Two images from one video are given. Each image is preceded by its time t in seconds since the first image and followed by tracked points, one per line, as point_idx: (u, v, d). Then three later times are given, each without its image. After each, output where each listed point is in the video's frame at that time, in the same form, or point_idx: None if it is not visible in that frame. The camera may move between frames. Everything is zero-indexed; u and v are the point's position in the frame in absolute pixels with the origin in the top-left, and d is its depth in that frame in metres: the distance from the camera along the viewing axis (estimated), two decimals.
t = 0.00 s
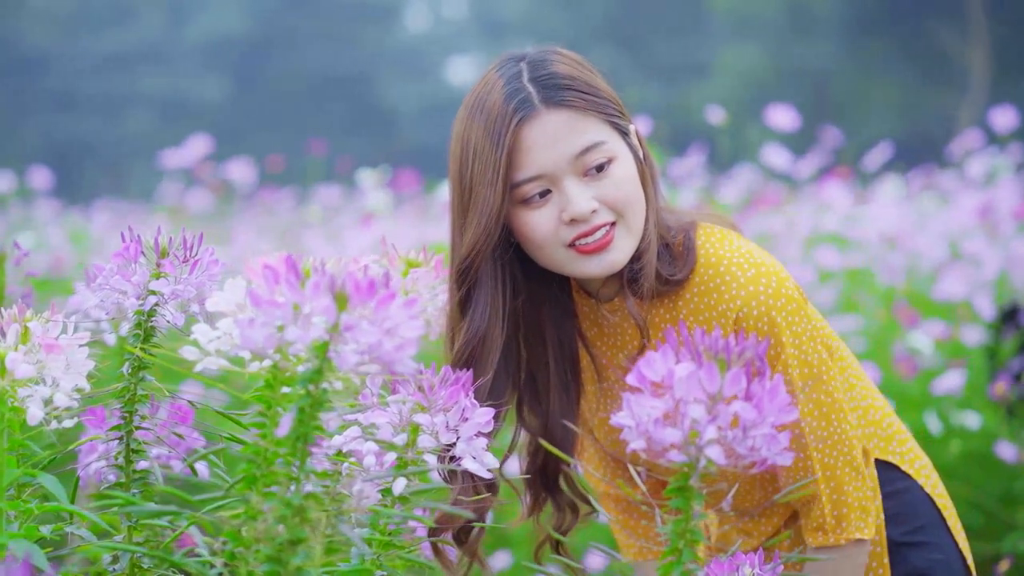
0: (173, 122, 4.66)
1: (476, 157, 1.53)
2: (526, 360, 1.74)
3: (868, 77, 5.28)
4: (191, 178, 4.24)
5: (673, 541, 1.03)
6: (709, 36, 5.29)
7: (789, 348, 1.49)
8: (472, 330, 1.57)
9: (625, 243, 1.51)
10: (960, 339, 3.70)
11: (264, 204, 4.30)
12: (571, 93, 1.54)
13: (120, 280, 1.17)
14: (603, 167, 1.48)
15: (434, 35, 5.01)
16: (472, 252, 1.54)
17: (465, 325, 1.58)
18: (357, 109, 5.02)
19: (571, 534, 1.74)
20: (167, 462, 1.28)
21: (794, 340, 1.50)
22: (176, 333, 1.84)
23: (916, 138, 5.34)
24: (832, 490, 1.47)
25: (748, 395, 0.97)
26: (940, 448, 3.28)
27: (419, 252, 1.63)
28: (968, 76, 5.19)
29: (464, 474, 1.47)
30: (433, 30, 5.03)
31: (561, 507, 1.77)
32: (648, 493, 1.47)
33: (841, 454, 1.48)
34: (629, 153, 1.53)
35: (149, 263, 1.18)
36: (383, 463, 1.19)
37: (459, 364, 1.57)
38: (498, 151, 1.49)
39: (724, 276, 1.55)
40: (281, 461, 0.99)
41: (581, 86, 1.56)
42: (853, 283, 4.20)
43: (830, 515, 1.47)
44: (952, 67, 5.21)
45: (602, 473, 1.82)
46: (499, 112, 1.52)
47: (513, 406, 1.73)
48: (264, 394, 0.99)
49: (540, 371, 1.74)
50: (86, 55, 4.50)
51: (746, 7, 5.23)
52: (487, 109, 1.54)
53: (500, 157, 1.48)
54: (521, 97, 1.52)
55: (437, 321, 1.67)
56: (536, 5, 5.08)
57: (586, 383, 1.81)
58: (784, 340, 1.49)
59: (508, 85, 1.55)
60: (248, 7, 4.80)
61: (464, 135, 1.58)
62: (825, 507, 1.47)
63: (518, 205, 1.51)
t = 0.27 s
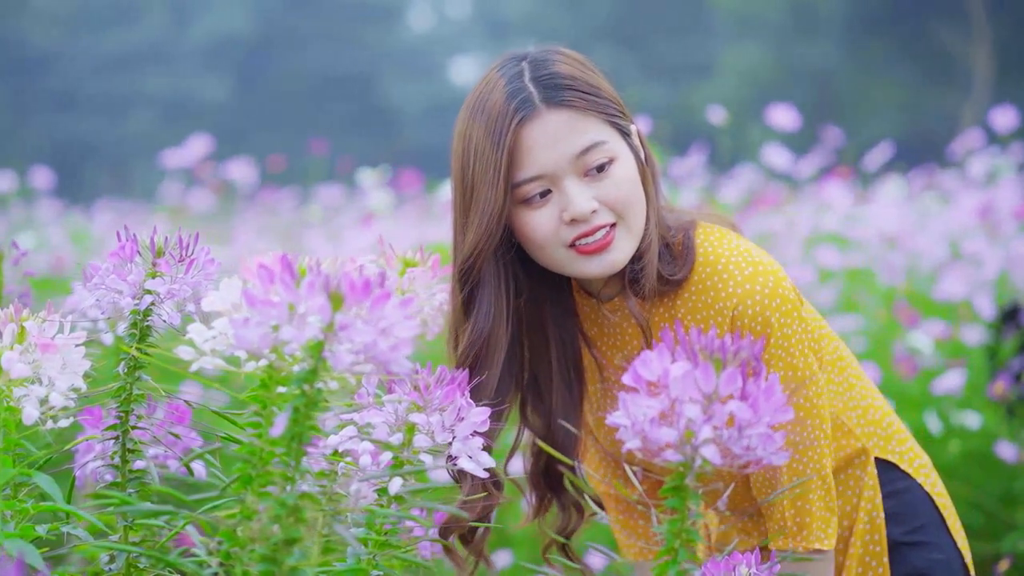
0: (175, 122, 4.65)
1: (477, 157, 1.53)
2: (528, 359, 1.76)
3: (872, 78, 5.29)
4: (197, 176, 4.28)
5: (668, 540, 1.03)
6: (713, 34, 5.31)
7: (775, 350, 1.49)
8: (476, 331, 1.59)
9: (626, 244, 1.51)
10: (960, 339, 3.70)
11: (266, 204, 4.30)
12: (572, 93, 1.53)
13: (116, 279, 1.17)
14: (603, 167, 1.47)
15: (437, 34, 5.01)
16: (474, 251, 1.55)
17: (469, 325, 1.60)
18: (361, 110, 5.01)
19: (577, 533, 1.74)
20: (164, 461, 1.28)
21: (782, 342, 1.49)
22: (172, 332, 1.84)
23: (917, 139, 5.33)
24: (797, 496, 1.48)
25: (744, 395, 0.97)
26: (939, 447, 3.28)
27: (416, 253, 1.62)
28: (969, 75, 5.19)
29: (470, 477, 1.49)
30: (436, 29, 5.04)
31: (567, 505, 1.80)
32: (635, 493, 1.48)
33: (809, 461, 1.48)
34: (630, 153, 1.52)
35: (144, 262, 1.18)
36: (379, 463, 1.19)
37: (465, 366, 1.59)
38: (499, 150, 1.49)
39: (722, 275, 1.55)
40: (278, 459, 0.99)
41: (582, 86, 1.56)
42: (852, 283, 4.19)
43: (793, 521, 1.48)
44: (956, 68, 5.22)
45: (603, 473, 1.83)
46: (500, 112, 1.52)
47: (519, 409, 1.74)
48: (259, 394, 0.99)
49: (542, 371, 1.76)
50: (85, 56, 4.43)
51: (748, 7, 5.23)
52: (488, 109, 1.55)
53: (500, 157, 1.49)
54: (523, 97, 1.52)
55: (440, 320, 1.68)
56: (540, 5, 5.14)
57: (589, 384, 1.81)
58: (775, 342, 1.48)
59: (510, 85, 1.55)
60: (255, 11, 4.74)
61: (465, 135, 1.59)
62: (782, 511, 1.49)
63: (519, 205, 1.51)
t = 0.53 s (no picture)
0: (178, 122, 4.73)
1: (478, 157, 1.53)
2: (529, 359, 1.75)
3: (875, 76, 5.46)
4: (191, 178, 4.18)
5: (664, 541, 1.03)
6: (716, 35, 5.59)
7: (764, 362, 1.48)
8: (480, 332, 1.60)
9: (623, 248, 1.51)
10: (960, 339, 3.70)
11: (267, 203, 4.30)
12: (574, 96, 1.53)
13: (112, 279, 1.17)
14: (603, 171, 1.47)
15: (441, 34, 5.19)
16: (475, 251, 1.55)
17: (474, 326, 1.60)
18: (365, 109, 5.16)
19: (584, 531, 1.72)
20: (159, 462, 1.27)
21: (771, 355, 1.49)
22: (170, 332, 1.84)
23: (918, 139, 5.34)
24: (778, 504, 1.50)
25: (740, 396, 0.97)
26: (939, 447, 3.28)
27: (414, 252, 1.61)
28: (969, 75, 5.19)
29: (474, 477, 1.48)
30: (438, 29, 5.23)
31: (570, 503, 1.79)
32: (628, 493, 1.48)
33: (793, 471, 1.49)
34: (631, 158, 1.53)
35: (141, 262, 1.18)
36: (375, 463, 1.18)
37: (471, 366, 1.60)
38: (500, 151, 1.49)
39: (716, 282, 1.55)
40: (274, 459, 0.99)
41: (584, 89, 1.56)
42: (852, 283, 4.20)
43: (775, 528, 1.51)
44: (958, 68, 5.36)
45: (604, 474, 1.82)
46: (502, 112, 1.52)
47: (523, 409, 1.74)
48: (254, 394, 0.99)
49: (543, 369, 1.75)
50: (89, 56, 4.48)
51: (750, 8, 5.61)
52: (491, 108, 1.55)
53: (501, 158, 1.49)
54: (525, 98, 1.52)
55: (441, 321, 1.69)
56: (540, 5, 5.31)
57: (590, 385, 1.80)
58: (766, 351, 1.49)
59: (513, 86, 1.55)
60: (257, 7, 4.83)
61: (467, 134, 1.59)
62: (763, 514, 1.52)
63: (518, 206, 1.51)
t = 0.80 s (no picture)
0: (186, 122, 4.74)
1: (479, 160, 1.54)
2: (527, 361, 1.76)
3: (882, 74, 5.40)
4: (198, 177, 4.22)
5: (661, 543, 1.03)
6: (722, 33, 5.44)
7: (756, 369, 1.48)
8: (480, 335, 1.60)
9: (620, 255, 1.51)
10: (961, 339, 3.70)
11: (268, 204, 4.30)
12: (575, 102, 1.54)
13: (108, 280, 1.17)
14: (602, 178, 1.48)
15: (443, 35, 5.09)
16: (476, 255, 1.56)
17: (474, 329, 1.61)
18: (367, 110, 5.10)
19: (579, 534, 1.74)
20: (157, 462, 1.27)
21: (764, 362, 1.48)
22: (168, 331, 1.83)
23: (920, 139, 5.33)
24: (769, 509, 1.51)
25: (735, 397, 0.97)
26: (939, 447, 3.27)
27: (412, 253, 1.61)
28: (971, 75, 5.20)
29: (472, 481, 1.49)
30: (442, 29, 5.11)
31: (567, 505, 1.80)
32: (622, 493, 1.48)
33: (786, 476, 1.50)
34: (631, 166, 1.53)
35: (138, 264, 1.18)
36: (372, 464, 1.18)
37: (472, 369, 1.60)
38: (500, 155, 1.49)
39: (711, 288, 1.55)
40: (271, 460, 0.99)
41: (585, 96, 1.57)
42: (853, 283, 4.19)
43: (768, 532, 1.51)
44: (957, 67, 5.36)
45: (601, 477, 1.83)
46: (503, 117, 1.53)
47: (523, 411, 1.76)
48: (251, 395, 0.99)
49: (540, 372, 1.76)
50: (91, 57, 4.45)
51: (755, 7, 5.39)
52: (492, 113, 1.55)
53: (501, 163, 1.49)
54: (527, 104, 1.52)
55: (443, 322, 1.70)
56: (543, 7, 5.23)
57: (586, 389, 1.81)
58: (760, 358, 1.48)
59: (515, 91, 1.55)
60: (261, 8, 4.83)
61: (469, 138, 1.59)
62: (755, 519, 1.53)
63: (517, 211, 1.51)
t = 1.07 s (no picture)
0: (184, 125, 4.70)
1: (476, 165, 1.54)
2: (520, 365, 1.75)
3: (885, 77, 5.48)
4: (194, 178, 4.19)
5: (657, 544, 1.03)
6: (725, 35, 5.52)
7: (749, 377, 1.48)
8: (475, 340, 1.62)
9: (615, 262, 1.51)
10: (961, 339, 3.70)
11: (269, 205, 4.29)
12: (574, 109, 1.54)
13: (103, 281, 1.16)
14: (598, 185, 1.48)
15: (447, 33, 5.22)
16: (472, 260, 1.56)
17: (470, 332, 1.62)
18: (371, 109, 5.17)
19: (567, 539, 1.75)
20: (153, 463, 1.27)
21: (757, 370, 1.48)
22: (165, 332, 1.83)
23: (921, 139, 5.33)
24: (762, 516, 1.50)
25: (730, 397, 0.96)
26: (938, 447, 3.27)
27: (407, 253, 1.60)
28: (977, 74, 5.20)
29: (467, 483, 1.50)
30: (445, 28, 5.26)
31: (556, 510, 1.80)
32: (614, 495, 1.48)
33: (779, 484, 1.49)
34: (628, 173, 1.54)
35: (133, 264, 1.18)
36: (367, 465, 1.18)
37: (466, 373, 1.62)
38: (497, 161, 1.50)
39: (705, 295, 1.55)
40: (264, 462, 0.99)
41: (584, 103, 1.57)
42: (853, 283, 4.19)
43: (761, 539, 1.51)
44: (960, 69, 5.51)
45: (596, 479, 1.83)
46: (500, 122, 1.53)
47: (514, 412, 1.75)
48: (244, 396, 0.99)
49: (533, 375, 1.75)
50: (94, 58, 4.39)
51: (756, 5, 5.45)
52: (490, 118, 1.55)
53: (498, 168, 1.49)
54: (524, 110, 1.52)
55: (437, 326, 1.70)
56: (547, 7, 5.30)
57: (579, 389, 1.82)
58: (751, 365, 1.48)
59: (513, 97, 1.56)
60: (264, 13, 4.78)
61: (466, 142, 1.60)
62: (748, 525, 1.53)
63: (513, 217, 1.52)
